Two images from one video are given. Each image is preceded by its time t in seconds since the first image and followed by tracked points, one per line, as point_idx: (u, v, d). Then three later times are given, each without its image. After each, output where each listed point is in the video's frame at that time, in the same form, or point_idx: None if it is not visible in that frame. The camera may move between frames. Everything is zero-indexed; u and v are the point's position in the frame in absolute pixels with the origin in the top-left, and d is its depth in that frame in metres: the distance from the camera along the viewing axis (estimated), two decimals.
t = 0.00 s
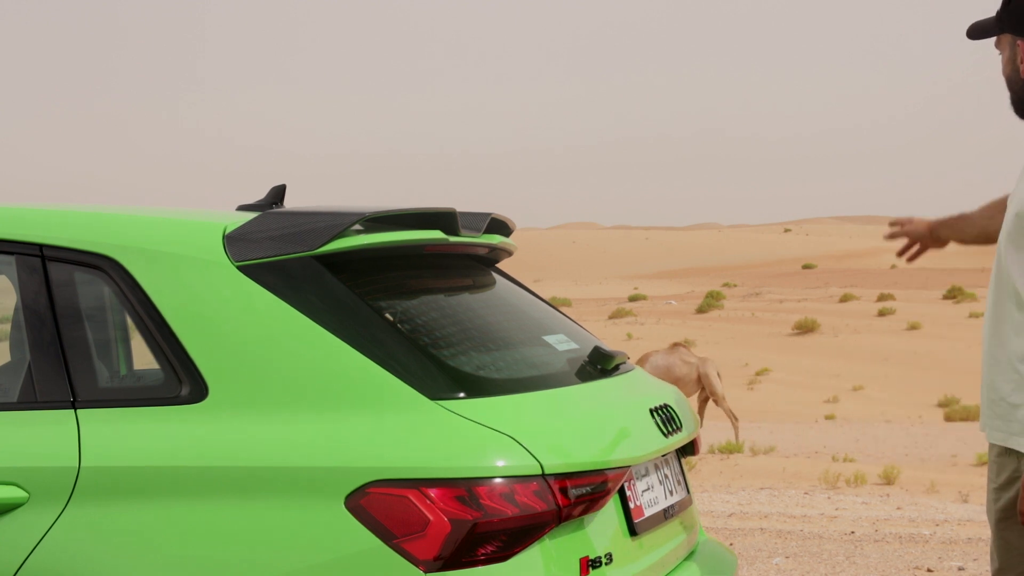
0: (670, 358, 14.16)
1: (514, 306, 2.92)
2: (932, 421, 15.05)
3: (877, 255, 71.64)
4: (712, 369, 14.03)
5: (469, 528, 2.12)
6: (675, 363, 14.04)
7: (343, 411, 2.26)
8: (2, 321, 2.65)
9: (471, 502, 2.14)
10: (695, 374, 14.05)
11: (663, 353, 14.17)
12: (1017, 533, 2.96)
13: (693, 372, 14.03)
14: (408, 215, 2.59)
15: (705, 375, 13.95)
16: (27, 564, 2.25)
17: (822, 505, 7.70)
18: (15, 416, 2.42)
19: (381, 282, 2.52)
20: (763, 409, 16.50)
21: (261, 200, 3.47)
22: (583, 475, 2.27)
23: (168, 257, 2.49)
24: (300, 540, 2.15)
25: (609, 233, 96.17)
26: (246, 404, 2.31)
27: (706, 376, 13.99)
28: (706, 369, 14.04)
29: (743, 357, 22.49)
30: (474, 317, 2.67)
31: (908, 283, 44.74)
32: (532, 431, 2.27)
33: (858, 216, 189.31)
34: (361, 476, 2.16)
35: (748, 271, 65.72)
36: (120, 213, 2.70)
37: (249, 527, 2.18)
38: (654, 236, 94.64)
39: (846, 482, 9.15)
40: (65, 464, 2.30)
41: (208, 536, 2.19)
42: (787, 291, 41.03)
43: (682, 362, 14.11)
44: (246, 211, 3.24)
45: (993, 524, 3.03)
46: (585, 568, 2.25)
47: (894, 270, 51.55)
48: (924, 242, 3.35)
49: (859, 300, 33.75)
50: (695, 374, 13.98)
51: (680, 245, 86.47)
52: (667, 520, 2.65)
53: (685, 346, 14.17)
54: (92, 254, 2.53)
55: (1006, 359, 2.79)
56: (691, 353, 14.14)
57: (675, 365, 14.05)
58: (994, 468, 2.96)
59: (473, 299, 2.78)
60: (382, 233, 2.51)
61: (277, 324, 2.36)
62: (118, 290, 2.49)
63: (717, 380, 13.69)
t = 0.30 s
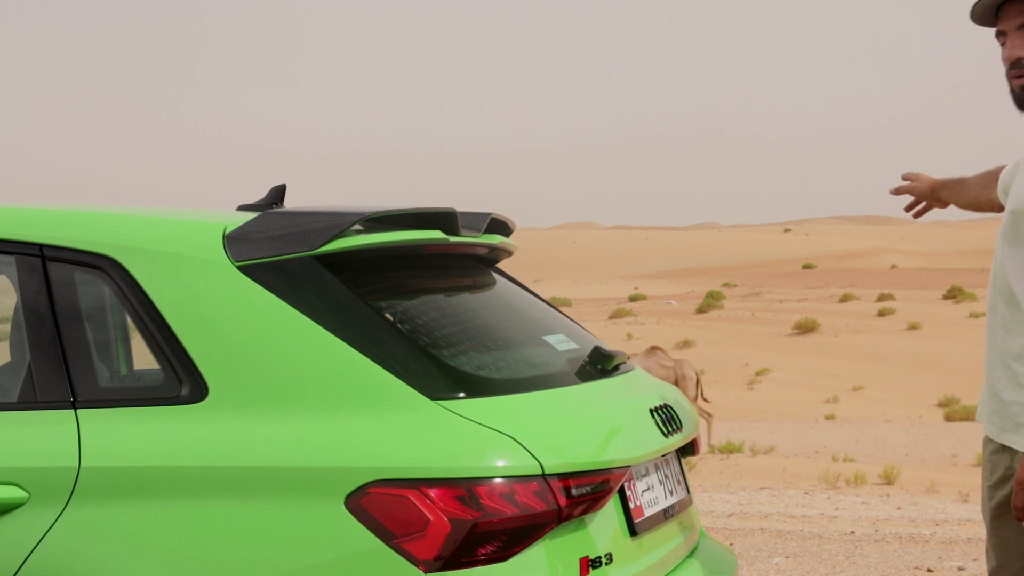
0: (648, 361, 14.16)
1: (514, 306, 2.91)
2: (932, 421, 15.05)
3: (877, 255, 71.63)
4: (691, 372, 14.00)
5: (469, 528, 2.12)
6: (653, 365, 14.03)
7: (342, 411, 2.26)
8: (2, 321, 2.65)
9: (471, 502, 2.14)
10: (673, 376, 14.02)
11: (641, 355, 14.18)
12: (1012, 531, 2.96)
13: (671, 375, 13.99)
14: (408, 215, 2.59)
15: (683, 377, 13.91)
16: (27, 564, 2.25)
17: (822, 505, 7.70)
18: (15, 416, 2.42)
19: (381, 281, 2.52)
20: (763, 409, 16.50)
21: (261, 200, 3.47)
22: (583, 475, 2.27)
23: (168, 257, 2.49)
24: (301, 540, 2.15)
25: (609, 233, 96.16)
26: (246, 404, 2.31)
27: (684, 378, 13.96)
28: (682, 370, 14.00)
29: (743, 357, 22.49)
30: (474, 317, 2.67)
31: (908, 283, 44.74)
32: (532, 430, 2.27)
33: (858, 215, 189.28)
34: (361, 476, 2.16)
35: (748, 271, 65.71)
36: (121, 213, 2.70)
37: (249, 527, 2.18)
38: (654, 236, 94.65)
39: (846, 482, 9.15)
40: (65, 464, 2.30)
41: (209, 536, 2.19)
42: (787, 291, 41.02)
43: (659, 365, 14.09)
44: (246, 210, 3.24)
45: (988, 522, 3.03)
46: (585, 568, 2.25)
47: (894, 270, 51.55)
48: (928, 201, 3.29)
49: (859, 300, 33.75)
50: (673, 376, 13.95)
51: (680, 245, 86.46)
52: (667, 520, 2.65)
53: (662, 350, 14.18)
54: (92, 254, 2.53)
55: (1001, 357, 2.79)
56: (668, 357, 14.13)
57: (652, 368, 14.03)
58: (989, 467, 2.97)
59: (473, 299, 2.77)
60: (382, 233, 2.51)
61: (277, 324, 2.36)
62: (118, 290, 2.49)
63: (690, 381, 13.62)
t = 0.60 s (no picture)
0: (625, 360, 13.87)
1: (514, 306, 2.91)
2: (932, 421, 15.05)
3: (877, 255, 71.61)
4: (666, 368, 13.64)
5: (469, 528, 2.12)
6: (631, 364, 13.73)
7: (342, 411, 2.26)
8: (2, 321, 2.65)
9: (471, 502, 2.14)
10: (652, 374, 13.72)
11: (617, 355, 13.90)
12: (1014, 530, 2.98)
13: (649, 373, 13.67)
14: (408, 215, 2.59)
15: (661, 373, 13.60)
16: (27, 564, 2.25)
17: (822, 505, 7.70)
18: (15, 416, 2.42)
19: (381, 282, 2.52)
20: (763, 409, 16.48)
21: (261, 200, 3.47)
22: (583, 474, 2.27)
23: (168, 256, 2.49)
24: (301, 539, 2.15)
25: (609, 233, 96.14)
26: (245, 404, 2.31)
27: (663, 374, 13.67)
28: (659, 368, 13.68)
29: (742, 357, 22.48)
30: (474, 317, 2.67)
31: (908, 283, 44.73)
32: (532, 430, 2.27)
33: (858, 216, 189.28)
34: (361, 477, 2.16)
35: (748, 271, 65.70)
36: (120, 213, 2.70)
37: (249, 527, 2.18)
38: (654, 236, 94.62)
39: (846, 482, 9.15)
40: (65, 464, 2.30)
41: (209, 536, 2.19)
42: (787, 291, 41.00)
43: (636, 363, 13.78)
44: (247, 210, 3.24)
45: (987, 521, 3.04)
46: (585, 568, 2.25)
47: (894, 270, 51.54)
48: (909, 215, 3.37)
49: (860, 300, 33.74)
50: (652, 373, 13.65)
51: (680, 245, 86.43)
52: (667, 520, 2.65)
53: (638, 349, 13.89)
54: (92, 254, 2.53)
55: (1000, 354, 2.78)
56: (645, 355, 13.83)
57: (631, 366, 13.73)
58: (988, 466, 2.97)
59: (473, 299, 2.77)
60: (382, 233, 2.51)
61: (277, 324, 2.36)
62: (118, 290, 2.49)
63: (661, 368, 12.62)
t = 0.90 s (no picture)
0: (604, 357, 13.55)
1: (514, 306, 2.91)
2: (932, 421, 15.05)
3: (877, 255, 71.60)
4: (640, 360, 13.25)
5: (469, 528, 2.12)
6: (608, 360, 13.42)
7: (343, 411, 2.26)
8: (2, 321, 2.65)
9: (471, 502, 2.14)
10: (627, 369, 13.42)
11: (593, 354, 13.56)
12: (1015, 528, 2.98)
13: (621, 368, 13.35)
14: (408, 215, 2.59)
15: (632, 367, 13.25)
16: (28, 564, 2.25)
17: (822, 505, 7.70)
18: (15, 416, 2.42)
19: (381, 282, 2.52)
20: (763, 409, 16.48)
21: (261, 200, 3.47)
22: (583, 475, 2.27)
23: (168, 256, 2.49)
24: (301, 539, 2.15)
25: (609, 233, 96.14)
26: (246, 404, 2.31)
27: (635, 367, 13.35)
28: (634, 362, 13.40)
29: (742, 356, 22.48)
30: (474, 317, 2.67)
31: (908, 283, 44.72)
32: (532, 430, 2.27)
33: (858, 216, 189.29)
34: (361, 476, 2.16)
35: (748, 271, 65.69)
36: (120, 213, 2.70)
37: (249, 527, 2.18)
38: (654, 236, 94.61)
39: (846, 482, 9.15)
40: (65, 464, 2.30)
41: (209, 536, 2.19)
42: (787, 291, 41.00)
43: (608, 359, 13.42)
44: (247, 211, 3.24)
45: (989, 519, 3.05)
46: (585, 568, 2.25)
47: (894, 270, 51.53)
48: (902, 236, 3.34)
49: (860, 301, 33.74)
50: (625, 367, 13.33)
51: (680, 245, 86.41)
52: (667, 521, 2.65)
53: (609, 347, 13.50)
54: (92, 254, 2.53)
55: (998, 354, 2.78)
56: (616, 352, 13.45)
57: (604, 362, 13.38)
58: (988, 465, 2.97)
59: (473, 299, 2.77)
60: (382, 233, 2.51)
61: (277, 324, 2.36)
62: (118, 290, 2.49)
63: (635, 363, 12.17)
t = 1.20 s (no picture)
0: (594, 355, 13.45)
1: (514, 306, 2.91)
2: (932, 421, 15.05)
3: (877, 255, 71.60)
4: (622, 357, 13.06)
5: (469, 528, 2.12)
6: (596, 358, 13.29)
7: (343, 411, 2.26)
8: (2, 321, 2.65)
9: (471, 502, 2.14)
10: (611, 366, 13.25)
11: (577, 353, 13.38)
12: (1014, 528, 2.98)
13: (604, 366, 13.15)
14: (408, 215, 2.59)
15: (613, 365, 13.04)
16: (28, 564, 2.25)
17: (822, 505, 7.70)
18: (15, 416, 2.42)
19: (381, 282, 2.52)
20: (763, 410, 16.48)
21: (261, 200, 3.47)
22: (583, 475, 2.27)
23: (168, 256, 2.49)
24: (301, 539, 2.15)
25: (609, 233, 96.15)
26: (245, 404, 2.31)
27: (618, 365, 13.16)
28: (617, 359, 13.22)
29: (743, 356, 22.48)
30: (474, 317, 2.67)
31: (908, 283, 44.71)
32: (532, 430, 2.27)
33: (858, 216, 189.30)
34: (361, 476, 2.16)
35: (748, 271, 65.69)
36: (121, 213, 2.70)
37: (249, 526, 2.18)
38: (654, 236, 94.61)
39: (846, 482, 9.15)
40: (65, 464, 2.30)
41: (209, 536, 2.19)
42: (787, 291, 40.99)
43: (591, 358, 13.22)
44: (247, 211, 3.24)
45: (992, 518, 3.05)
46: (585, 568, 2.25)
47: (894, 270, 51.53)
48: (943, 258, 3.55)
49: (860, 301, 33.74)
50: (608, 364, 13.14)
51: (681, 245, 86.39)
52: (667, 521, 2.65)
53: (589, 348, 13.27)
54: (92, 254, 2.53)
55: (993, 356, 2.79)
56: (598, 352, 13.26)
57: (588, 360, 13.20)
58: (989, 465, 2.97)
59: (473, 299, 2.77)
60: (382, 233, 2.51)
61: (277, 324, 2.36)
62: (118, 290, 2.49)
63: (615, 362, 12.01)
